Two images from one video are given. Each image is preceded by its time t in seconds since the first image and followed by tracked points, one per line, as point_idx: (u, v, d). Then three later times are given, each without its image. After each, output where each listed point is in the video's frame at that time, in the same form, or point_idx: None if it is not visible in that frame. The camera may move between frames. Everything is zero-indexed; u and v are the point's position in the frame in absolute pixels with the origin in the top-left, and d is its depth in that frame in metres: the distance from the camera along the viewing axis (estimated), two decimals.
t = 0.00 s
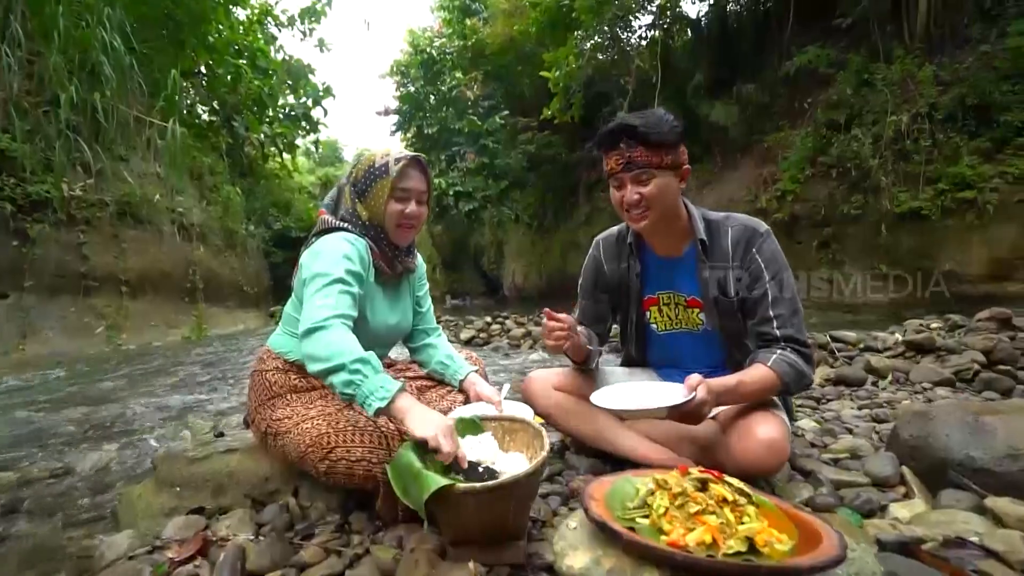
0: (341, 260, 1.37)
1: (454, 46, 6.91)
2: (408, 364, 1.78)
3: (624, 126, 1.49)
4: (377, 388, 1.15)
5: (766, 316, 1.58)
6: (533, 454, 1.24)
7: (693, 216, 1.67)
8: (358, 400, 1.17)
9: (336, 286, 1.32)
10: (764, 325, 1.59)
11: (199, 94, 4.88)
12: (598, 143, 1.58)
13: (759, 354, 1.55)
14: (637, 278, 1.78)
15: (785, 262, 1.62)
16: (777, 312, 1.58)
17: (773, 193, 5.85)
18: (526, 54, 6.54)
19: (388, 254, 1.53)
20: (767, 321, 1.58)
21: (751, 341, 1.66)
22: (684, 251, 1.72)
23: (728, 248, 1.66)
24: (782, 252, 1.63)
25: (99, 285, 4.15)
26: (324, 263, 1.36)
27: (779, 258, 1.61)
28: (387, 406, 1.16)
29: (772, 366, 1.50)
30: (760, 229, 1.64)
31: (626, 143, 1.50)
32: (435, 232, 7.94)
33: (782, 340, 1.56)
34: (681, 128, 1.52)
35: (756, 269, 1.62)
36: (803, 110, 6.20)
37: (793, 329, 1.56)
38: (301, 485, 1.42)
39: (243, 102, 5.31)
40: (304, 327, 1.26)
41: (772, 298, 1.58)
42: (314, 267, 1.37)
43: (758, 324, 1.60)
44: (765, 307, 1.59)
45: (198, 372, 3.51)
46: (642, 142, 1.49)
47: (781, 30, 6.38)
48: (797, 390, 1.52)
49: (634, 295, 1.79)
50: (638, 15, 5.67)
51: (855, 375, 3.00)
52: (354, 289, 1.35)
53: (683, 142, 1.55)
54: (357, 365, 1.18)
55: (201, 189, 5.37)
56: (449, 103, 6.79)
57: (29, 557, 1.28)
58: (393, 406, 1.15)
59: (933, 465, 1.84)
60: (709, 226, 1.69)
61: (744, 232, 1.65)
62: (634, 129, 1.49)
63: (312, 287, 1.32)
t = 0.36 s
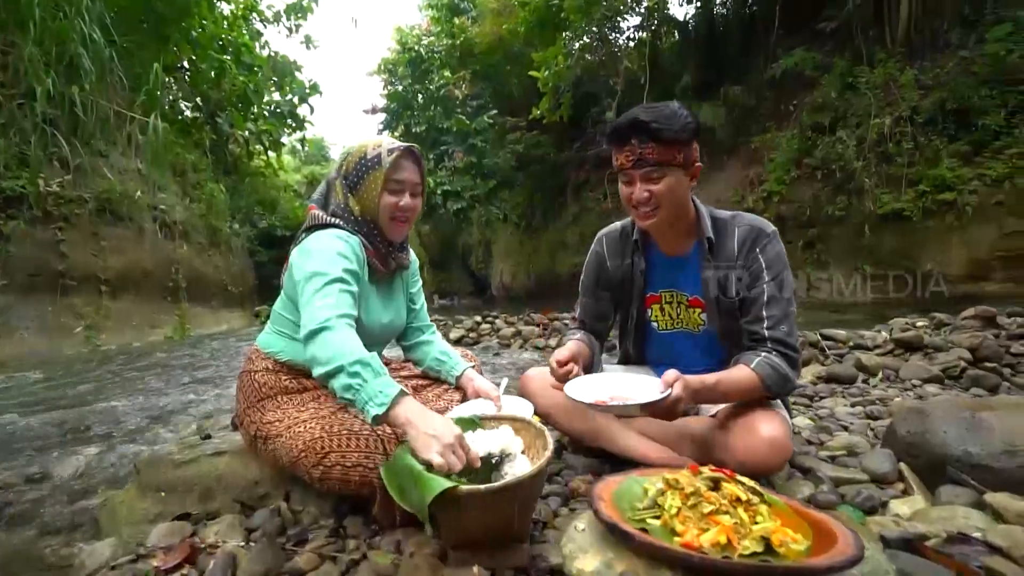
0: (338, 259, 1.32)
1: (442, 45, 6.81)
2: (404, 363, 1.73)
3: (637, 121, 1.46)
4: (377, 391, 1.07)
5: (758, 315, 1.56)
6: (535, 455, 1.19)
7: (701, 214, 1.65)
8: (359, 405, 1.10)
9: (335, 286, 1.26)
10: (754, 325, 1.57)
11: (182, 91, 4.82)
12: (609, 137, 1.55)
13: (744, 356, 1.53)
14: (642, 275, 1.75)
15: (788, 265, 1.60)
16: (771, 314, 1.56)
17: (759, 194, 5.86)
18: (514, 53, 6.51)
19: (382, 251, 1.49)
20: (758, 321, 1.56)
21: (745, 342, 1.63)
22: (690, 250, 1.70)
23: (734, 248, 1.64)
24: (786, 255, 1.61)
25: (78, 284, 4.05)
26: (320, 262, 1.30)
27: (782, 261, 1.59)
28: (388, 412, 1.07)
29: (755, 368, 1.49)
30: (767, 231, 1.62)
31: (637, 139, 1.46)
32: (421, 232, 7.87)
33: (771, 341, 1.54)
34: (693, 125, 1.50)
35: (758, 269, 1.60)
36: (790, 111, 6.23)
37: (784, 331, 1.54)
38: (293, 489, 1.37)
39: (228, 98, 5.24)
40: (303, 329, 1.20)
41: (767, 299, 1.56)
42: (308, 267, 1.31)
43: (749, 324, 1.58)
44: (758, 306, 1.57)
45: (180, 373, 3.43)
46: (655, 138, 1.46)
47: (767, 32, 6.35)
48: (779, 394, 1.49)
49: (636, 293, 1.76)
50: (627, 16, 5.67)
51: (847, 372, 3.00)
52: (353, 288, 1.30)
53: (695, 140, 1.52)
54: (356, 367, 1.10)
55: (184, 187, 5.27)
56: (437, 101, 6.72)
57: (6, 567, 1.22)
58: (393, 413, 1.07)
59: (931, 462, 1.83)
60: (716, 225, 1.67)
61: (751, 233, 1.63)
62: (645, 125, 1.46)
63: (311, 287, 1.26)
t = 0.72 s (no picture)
0: (329, 256, 1.29)
1: (427, 43, 6.79)
2: (400, 365, 1.70)
3: (647, 121, 1.45)
4: (366, 382, 1.05)
5: (760, 318, 1.57)
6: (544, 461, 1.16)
7: (707, 215, 1.66)
8: (349, 398, 1.07)
9: (323, 283, 1.23)
10: (756, 327, 1.57)
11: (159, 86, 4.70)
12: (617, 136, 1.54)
13: (744, 359, 1.53)
14: (645, 275, 1.75)
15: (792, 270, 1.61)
16: (773, 317, 1.56)
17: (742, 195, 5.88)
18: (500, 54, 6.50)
19: (376, 251, 1.46)
20: (760, 323, 1.56)
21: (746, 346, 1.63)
22: (694, 251, 1.70)
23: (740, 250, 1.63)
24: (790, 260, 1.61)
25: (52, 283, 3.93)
26: (312, 260, 1.27)
27: (786, 265, 1.59)
28: (377, 403, 1.06)
29: (757, 374, 1.47)
30: (773, 235, 1.62)
31: (648, 139, 1.46)
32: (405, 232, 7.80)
33: (772, 345, 1.54)
34: (704, 127, 1.48)
35: (762, 273, 1.60)
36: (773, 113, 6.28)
37: (785, 335, 1.54)
38: (286, 495, 1.33)
39: (208, 95, 5.14)
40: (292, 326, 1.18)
41: (770, 302, 1.56)
42: (301, 264, 1.28)
43: (751, 326, 1.58)
44: (761, 309, 1.57)
45: (160, 376, 3.34)
46: (665, 139, 1.45)
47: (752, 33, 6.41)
48: (779, 400, 1.49)
49: (639, 292, 1.76)
50: (612, 17, 5.68)
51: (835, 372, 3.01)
52: (344, 284, 1.27)
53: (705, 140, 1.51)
54: (342, 359, 1.08)
55: (164, 184, 5.16)
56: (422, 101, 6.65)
57: None
58: (386, 401, 1.05)
59: (925, 460, 1.83)
60: (721, 227, 1.67)
61: (758, 236, 1.62)
62: (656, 124, 1.45)
63: (300, 284, 1.24)
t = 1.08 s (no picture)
0: (333, 238, 1.27)
1: (413, 43, 6.57)
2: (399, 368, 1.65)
3: (665, 116, 1.48)
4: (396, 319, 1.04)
5: (758, 318, 1.54)
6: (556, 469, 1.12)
7: (715, 218, 1.64)
8: (380, 347, 1.04)
9: (330, 260, 1.21)
10: (754, 325, 1.54)
11: (139, 82, 4.51)
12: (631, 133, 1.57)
13: (737, 359, 1.50)
14: (650, 277, 1.72)
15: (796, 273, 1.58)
16: (771, 317, 1.53)
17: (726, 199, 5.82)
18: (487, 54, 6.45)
19: (378, 249, 1.50)
20: (758, 322, 1.53)
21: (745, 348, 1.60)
22: (700, 255, 1.68)
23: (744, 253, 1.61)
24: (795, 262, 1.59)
25: (26, 284, 3.80)
26: (315, 241, 1.25)
27: (790, 267, 1.57)
28: (414, 341, 1.05)
29: (750, 372, 1.44)
30: (779, 237, 1.59)
31: (663, 135, 1.49)
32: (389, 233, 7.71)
33: (768, 344, 1.51)
34: (718, 125, 1.52)
35: (764, 274, 1.57)
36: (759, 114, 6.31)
37: (782, 334, 1.51)
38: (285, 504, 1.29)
39: (190, 93, 5.03)
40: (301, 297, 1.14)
41: (768, 302, 1.53)
42: (302, 248, 1.25)
43: (749, 325, 1.56)
44: (760, 308, 1.54)
45: (141, 379, 3.24)
46: (681, 136, 1.48)
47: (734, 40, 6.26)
48: (774, 401, 1.46)
49: (643, 295, 1.74)
50: (600, 19, 5.66)
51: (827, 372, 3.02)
52: (349, 263, 1.25)
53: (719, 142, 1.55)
54: (366, 305, 1.06)
55: (143, 182, 5.01)
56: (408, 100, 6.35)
57: None
58: (423, 335, 1.05)
59: (926, 460, 1.82)
60: (728, 229, 1.65)
61: (762, 239, 1.60)
62: (672, 121, 1.48)
63: (302, 264, 1.21)
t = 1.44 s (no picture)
0: (356, 244, 1.27)
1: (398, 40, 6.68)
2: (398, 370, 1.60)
3: (682, 114, 1.47)
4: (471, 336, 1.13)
5: (761, 322, 1.48)
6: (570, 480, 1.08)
7: (723, 222, 1.61)
8: (453, 358, 1.12)
9: (365, 266, 1.21)
10: (756, 329, 1.49)
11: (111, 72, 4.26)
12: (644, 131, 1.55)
13: (738, 362, 1.45)
14: (655, 281, 1.69)
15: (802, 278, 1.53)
16: (774, 321, 1.47)
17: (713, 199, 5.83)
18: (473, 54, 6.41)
19: (387, 249, 1.51)
20: (760, 326, 1.48)
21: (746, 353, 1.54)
22: (705, 259, 1.65)
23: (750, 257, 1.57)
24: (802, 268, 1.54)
25: None
26: (339, 245, 1.24)
27: (796, 272, 1.52)
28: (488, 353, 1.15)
29: (749, 376, 1.39)
30: (786, 243, 1.56)
31: (681, 134, 1.48)
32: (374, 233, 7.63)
33: (770, 349, 1.45)
34: (734, 127, 1.52)
35: (768, 279, 1.52)
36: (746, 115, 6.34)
37: (784, 339, 1.45)
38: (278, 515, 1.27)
39: (168, 85, 4.85)
40: (350, 307, 1.15)
41: (771, 306, 1.48)
42: (324, 251, 1.24)
43: (751, 329, 1.50)
44: (763, 311, 1.49)
45: (121, 382, 3.15)
46: (698, 135, 1.47)
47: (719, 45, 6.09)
48: (773, 408, 1.41)
49: (648, 298, 1.70)
50: (586, 20, 5.65)
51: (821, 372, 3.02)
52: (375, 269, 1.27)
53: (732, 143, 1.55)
54: (437, 321, 1.12)
55: (119, 177, 4.89)
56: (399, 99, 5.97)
57: None
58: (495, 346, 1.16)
59: (931, 461, 1.80)
60: (736, 233, 1.62)
61: (769, 244, 1.56)
62: (691, 119, 1.47)
63: (340, 270, 1.20)
